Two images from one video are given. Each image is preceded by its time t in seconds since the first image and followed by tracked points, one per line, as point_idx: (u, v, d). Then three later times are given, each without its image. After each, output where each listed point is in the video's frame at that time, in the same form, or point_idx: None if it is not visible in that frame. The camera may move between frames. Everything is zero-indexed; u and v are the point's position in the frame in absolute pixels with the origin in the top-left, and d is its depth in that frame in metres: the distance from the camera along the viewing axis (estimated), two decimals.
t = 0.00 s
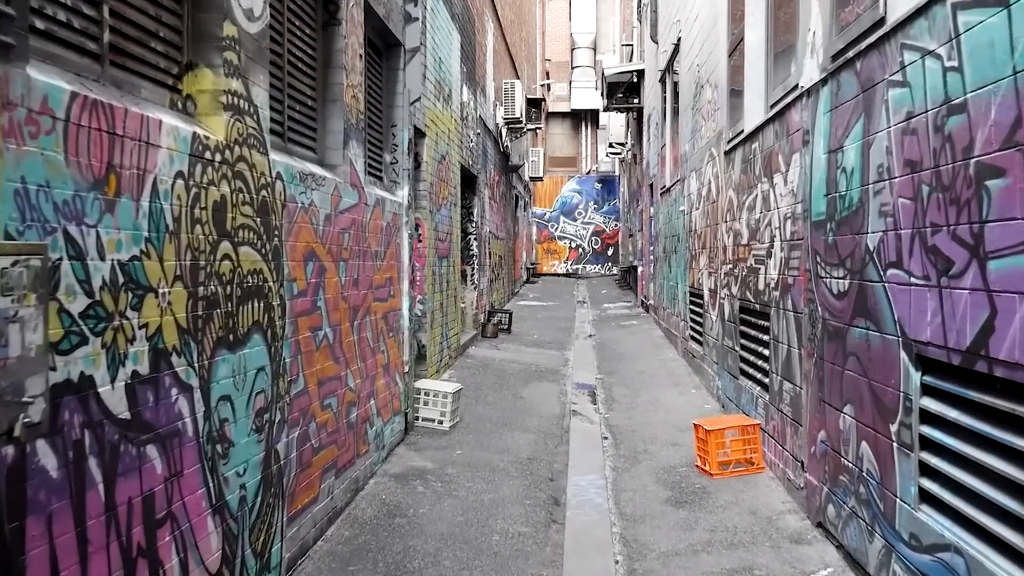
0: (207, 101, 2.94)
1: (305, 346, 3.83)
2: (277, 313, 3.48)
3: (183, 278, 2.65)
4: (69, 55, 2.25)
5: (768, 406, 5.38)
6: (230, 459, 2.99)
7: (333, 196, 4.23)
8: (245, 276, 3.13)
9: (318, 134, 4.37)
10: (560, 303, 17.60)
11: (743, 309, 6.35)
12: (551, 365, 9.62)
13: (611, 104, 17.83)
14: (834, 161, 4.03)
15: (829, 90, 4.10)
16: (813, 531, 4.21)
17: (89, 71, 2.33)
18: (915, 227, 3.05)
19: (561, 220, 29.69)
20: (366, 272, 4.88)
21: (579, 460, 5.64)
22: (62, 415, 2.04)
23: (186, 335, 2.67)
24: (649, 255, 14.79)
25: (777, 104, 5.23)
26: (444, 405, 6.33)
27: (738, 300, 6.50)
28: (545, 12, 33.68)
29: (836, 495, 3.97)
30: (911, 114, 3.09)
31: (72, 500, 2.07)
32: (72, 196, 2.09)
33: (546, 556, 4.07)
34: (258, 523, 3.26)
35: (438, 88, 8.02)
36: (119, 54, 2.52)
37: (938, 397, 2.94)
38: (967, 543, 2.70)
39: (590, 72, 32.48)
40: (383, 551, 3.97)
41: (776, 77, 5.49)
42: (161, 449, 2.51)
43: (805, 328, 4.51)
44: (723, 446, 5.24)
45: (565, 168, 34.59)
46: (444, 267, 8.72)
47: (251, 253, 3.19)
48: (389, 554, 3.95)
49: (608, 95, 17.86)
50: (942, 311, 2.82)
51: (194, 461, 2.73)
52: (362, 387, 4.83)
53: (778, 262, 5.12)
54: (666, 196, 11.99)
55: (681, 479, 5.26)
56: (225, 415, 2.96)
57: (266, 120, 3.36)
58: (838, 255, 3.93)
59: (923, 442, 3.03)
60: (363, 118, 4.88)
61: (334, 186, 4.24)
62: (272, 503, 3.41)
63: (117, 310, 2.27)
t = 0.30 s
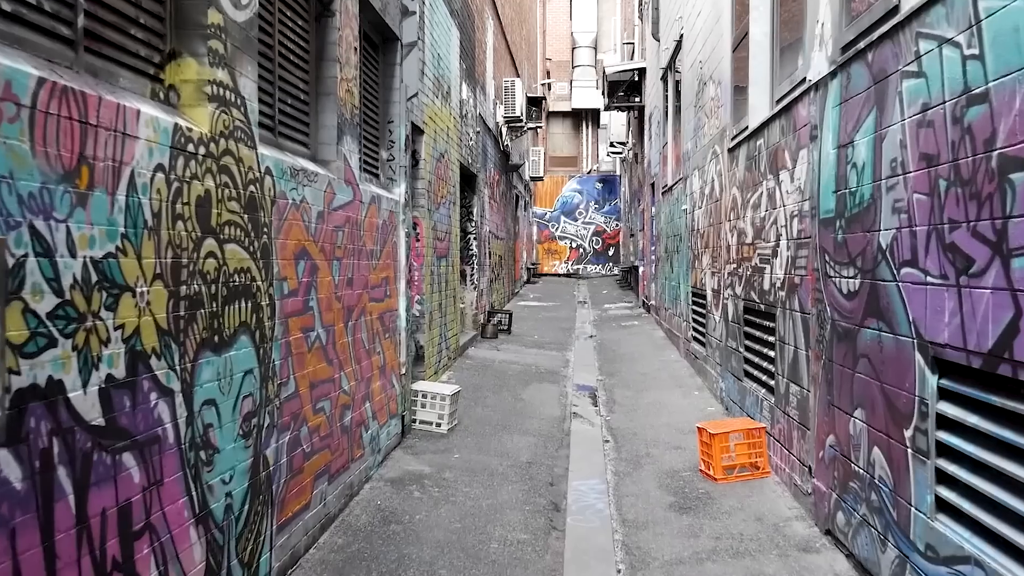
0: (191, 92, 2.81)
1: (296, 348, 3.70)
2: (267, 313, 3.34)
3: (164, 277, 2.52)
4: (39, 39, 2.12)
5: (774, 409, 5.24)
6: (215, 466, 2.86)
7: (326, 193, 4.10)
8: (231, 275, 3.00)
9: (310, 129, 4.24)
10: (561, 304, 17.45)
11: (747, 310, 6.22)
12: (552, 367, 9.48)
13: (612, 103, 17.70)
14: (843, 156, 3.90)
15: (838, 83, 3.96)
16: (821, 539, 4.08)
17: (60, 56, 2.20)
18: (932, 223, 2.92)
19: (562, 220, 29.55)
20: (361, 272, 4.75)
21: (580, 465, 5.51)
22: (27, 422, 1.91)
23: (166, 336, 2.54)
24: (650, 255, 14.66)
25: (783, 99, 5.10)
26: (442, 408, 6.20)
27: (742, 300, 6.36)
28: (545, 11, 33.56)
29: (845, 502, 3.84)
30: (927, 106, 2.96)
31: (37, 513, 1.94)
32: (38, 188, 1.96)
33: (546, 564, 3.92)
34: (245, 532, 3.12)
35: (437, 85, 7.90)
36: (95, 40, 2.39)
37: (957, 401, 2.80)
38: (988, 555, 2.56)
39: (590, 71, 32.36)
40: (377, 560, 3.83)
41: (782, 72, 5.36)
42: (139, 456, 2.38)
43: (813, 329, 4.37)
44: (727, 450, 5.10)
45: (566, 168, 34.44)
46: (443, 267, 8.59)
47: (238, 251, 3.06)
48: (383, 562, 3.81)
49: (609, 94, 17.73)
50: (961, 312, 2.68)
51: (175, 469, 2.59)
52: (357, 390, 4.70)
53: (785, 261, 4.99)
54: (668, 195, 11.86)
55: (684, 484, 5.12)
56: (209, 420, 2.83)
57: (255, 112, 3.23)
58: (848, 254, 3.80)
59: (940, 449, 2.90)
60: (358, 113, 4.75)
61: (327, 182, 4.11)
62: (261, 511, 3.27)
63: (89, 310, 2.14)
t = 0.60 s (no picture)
0: (175, 84, 2.70)
1: (288, 350, 3.59)
2: (256, 314, 3.23)
3: (145, 277, 2.41)
4: (10, 26, 2.01)
5: (778, 413, 5.12)
6: (199, 474, 2.75)
7: (320, 190, 3.99)
8: (217, 274, 2.89)
9: (303, 124, 4.14)
10: (561, 304, 17.33)
11: (750, 311, 6.11)
12: (552, 368, 9.37)
13: (613, 102, 17.59)
14: (852, 154, 3.78)
15: (846, 78, 3.85)
16: (828, 548, 3.96)
17: (32, 44, 2.09)
18: (945, 222, 2.81)
19: (563, 220, 29.45)
20: (355, 272, 4.63)
21: (579, 469, 5.39)
22: None
23: (147, 338, 2.43)
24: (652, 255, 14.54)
25: (789, 96, 4.98)
26: (439, 410, 6.09)
27: (745, 301, 6.25)
28: (547, 10, 33.42)
29: (853, 509, 3.72)
30: (942, 100, 2.84)
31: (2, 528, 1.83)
32: (5, 183, 1.85)
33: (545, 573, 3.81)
34: (232, 541, 3.01)
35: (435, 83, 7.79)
36: (71, 28, 2.28)
37: (972, 407, 2.69)
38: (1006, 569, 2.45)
39: (592, 70, 32.25)
40: (371, 569, 3.71)
41: (787, 68, 5.25)
42: (117, 465, 2.27)
43: (819, 331, 4.26)
44: (730, 455, 4.99)
45: (567, 168, 34.31)
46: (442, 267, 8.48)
47: (224, 250, 2.95)
48: (376, 571, 3.69)
49: (611, 93, 17.60)
50: (978, 314, 2.57)
51: (156, 478, 2.48)
52: (352, 392, 4.59)
53: (790, 262, 4.87)
54: (669, 195, 11.74)
55: (687, 489, 5.01)
56: (194, 426, 2.72)
57: (243, 106, 3.12)
58: (857, 254, 3.69)
59: (954, 457, 2.78)
60: (353, 109, 4.64)
61: (321, 180, 4.00)
62: (249, 519, 3.16)
63: (61, 312, 2.03)
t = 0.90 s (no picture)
0: (155, 81, 2.57)
1: (277, 357, 3.46)
2: (243, 321, 3.11)
3: (120, 284, 2.29)
4: None
5: (784, 420, 5.00)
6: (180, 490, 2.62)
7: (311, 192, 3.86)
8: (200, 280, 2.76)
9: (295, 123, 4.01)
10: (561, 306, 17.20)
11: (754, 314, 5.98)
12: (552, 371, 9.24)
13: (614, 101, 17.46)
14: (861, 154, 3.65)
15: (856, 76, 3.72)
16: (836, 562, 3.83)
17: None
18: (963, 226, 2.67)
19: (563, 220, 29.39)
20: (349, 275, 4.50)
21: (579, 477, 5.27)
22: None
23: (124, 348, 2.30)
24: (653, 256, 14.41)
25: (794, 95, 4.85)
26: (437, 416, 5.97)
27: (749, 304, 6.12)
28: (547, 9, 33.30)
29: (863, 523, 3.60)
30: (959, 98, 2.71)
31: None
32: None
33: None
34: (216, 559, 2.88)
35: (433, 81, 7.66)
36: (41, 21, 2.15)
37: (991, 421, 2.56)
38: None
39: (592, 70, 32.13)
40: None
41: (793, 66, 5.12)
42: (89, 484, 2.14)
43: (827, 337, 4.13)
44: (734, 463, 4.87)
45: (567, 168, 34.16)
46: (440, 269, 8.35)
47: (208, 254, 2.82)
48: None
49: (611, 92, 17.47)
50: (998, 323, 2.44)
51: (133, 496, 2.36)
52: (346, 399, 4.47)
53: (796, 265, 4.74)
54: (671, 195, 11.62)
55: (690, 498, 4.88)
56: (174, 439, 2.59)
57: (229, 104, 2.99)
58: (867, 258, 3.56)
59: (972, 473, 2.65)
60: (347, 107, 4.51)
61: (312, 180, 3.87)
62: (234, 535, 3.03)
63: (26, 323, 1.91)
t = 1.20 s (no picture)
0: (136, 81, 2.47)
1: (268, 365, 3.36)
2: (231, 329, 3.00)
3: (98, 293, 2.19)
4: None
5: (789, 427, 4.89)
6: (163, 507, 2.52)
7: (304, 195, 3.76)
8: (184, 288, 2.65)
9: (287, 124, 3.90)
10: (561, 307, 17.08)
11: (758, 318, 5.87)
12: (552, 374, 9.13)
13: (615, 101, 17.35)
14: (870, 156, 3.54)
15: (864, 75, 3.61)
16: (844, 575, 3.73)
17: None
18: (979, 231, 2.57)
19: (564, 220, 29.27)
20: (344, 280, 4.40)
21: (580, 485, 5.16)
22: None
23: (102, 360, 2.20)
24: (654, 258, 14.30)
25: (800, 95, 4.74)
26: (435, 422, 5.87)
27: (752, 308, 6.01)
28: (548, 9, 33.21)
29: (872, 535, 3.49)
30: (975, 98, 2.60)
31: None
32: None
33: None
34: None
35: (432, 81, 7.55)
36: (12, 16, 2.04)
37: (1008, 435, 2.45)
38: None
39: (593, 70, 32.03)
40: None
41: (798, 65, 5.01)
42: (63, 505, 2.04)
43: (834, 343, 4.02)
44: (738, 471, 4.75)
45: (568, 168, 34.05)
46: (439, 271, 8.25)
47: (193, 260, 2.71)
48: None
49: (612, 92, 17.37)
50: (1018, 333, 2.33)
51: (112, 514, 2.25)
52: (341, 406, 4.37)
53: (801, 268, 4.64)
54: (673, 196, 11.51)
55: (693, 507, 4.78)
56: (157, 454, 2.48)
57: (216, 104, 2.89)
58: (876, 262, 3.45)
59: (989, 488, 2.54)
60: (341, 107, 4.40)
61: (304, 183, 3.77)
62: (222, 551, 2.93)
63: None
